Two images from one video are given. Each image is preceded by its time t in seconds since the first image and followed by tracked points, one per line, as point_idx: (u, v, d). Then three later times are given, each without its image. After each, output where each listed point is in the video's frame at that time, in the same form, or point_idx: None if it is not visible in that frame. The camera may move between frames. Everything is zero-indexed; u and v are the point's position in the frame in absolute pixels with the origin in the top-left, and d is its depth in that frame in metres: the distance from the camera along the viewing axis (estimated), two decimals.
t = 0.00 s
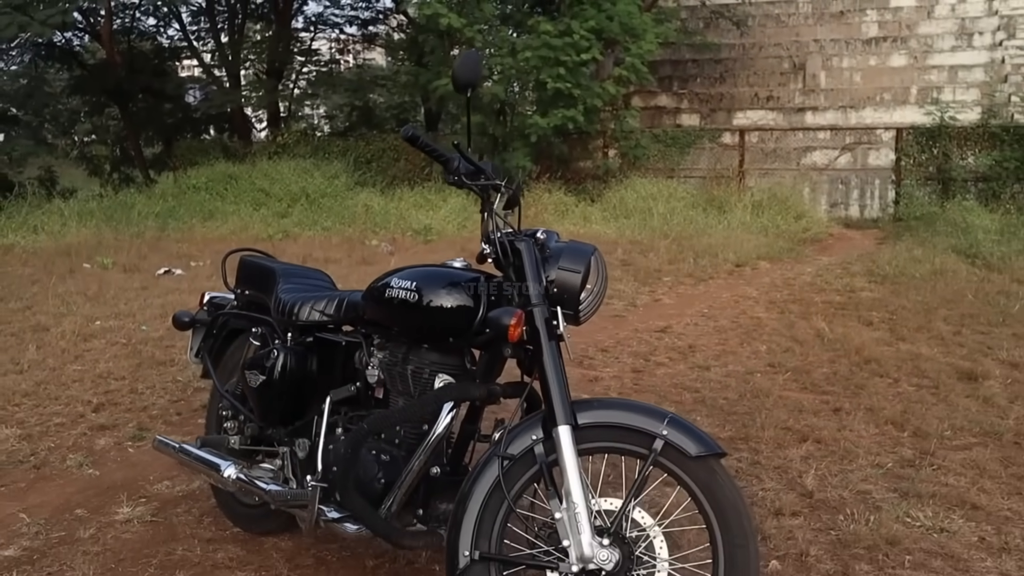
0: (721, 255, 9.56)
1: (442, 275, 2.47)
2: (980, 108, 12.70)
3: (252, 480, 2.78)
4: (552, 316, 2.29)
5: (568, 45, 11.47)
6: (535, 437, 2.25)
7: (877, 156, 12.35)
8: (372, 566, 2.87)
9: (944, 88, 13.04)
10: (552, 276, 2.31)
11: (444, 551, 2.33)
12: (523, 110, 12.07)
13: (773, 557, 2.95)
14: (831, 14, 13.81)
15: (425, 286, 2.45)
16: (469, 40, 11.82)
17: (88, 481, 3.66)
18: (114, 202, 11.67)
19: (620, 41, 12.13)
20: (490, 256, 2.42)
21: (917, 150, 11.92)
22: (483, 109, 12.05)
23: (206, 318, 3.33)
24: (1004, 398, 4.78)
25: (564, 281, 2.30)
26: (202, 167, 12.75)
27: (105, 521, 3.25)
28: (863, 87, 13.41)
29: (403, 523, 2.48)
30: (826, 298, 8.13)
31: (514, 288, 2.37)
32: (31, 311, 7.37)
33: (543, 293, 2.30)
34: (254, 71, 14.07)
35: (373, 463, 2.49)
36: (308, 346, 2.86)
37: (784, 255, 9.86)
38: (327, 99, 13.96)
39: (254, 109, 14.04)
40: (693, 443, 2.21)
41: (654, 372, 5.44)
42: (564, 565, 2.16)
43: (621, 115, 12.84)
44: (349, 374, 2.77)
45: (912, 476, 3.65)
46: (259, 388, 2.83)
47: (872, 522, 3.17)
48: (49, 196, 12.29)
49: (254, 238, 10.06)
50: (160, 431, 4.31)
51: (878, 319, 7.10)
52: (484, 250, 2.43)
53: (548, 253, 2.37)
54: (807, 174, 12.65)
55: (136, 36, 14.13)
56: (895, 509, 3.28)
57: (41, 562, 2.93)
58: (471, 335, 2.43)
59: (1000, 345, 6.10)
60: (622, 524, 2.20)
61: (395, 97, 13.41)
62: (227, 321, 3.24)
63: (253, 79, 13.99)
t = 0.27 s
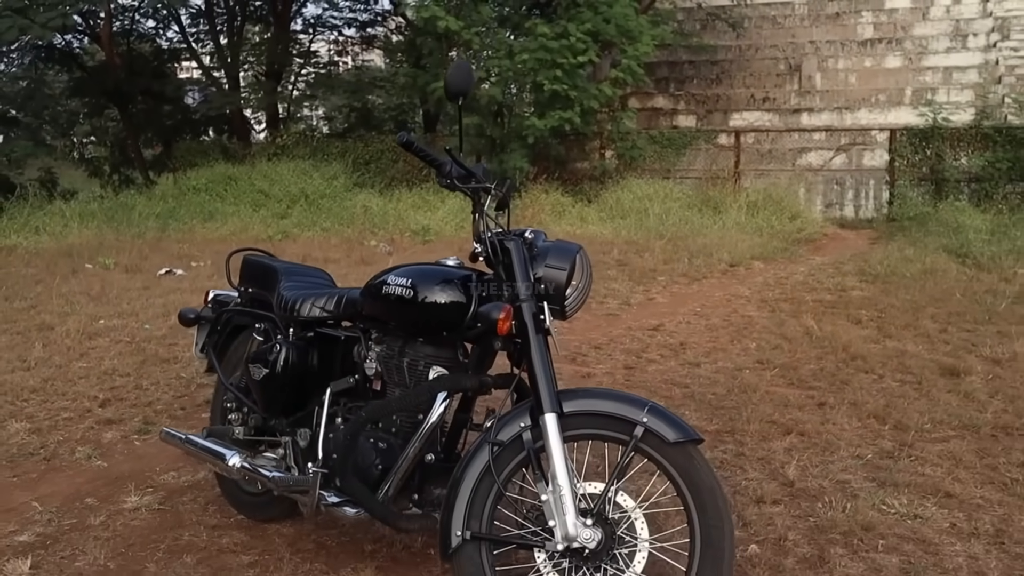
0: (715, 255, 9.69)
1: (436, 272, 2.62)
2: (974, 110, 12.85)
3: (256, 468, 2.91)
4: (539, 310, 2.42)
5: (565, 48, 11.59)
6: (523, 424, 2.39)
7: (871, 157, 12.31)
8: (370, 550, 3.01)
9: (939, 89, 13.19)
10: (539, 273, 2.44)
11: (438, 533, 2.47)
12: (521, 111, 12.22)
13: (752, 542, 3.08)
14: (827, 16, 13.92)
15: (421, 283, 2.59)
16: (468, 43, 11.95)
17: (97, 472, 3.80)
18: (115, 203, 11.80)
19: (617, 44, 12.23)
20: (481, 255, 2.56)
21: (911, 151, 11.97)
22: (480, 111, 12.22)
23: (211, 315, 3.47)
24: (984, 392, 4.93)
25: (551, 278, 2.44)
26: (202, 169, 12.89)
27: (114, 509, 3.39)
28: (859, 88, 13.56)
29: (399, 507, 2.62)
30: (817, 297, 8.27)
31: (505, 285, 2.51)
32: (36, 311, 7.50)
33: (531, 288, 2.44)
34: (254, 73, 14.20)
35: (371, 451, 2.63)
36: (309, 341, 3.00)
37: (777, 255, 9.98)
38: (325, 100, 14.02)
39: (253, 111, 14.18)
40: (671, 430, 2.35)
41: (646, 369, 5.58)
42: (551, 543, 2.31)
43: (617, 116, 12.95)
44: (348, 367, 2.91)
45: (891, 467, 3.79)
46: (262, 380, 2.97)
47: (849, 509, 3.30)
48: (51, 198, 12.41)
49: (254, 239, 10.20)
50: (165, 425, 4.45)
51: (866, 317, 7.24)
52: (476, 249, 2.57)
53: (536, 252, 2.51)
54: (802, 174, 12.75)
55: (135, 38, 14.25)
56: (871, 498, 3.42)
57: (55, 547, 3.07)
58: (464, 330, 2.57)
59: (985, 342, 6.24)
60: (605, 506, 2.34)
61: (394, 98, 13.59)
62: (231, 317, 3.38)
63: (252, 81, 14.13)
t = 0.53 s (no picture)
0: (710, 256, 9.87)
1: (436, 267, 2.79)
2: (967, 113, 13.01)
3: (265, 453, 3.08)
4: (533, 303, 2.59)
5: (562, 51, 11.75)
6: (519, 409, 2.57)
7: (865, 160, 12.30)
8: (374, 532, 3.18)
9: (933, 92, 13.38)
10: (533, 269, 2.61)
11: (439, 512, 2.64)
12: (519, 113, 12.39)
13: (735, 525, 3.25)
14: (822, 19, 14.17)
15: (422, 278, 2.76)
16: (467, 45, 12.14)
17: (111, 462, 3.97)
18: (116, 204, 11.96)
19: (614, 47, 12.39)
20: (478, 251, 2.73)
21: (904, 153, 12.10)
22: (477, 114, 12.44)
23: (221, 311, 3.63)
24: (965, 387, 5.10)
25: (544, 273, 2.60)
26: (203, 171, 13.04)
27: (130, 495, 3.56)
28: (853, 90, 13.74)
29: (402, 489, 2.80)
30: (808, 297, 8.45)
31: (501, 280, 2.67)
32: (42, 310, 7.66)
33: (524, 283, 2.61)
34: (254, 75, 14.38)
35: (375, 436, 2.81)
36: (317, 334, 3.17)
37: (771, 256, 10.15)
38: (324, 101, 14.18)
39: (253, 113, 14.34)
40: (656, 415, 2.52)
41: (639, 365, 5.76)
42: (545, 519, 2.48)
43: (614, 118, 13.12)
44: (352, 359, 3.08)
45: (871, 456, 3.97)
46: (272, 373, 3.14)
47: (828, 495, 3.48)
48: (53, 199, 12.56)
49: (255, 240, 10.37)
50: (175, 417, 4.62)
51: (855, 315, 7.42)
52: (473, 246, 2.74)
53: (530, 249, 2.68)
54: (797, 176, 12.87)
55: (135, 40, 14.40)
56: (849, 485, 3.60)
57: (75, 530, 3.24)
58: (463, 322, 2.75)
59: (969, 339, 6.42)
60: (594, 486, 2.51)
61: (392, 100, 13.79)
62: (241, 313, 3.55)
63: (252, 83, 14.30)
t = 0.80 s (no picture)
0: (706, 256, 10.03)
1: (440, 263, 2.94)
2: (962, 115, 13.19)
3: (276, 440, 3.24)
4: (532, 296, 2.75)
5: (560, 53, 11.90)
6: (518, 396, 2.73)
7: (861, 161, 12.40)
8: (380, 516, 3.34)
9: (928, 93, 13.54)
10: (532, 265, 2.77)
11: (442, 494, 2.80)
12: (518, 114, 12.54)
13: (724, 509, 3.42)
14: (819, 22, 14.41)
15: (427, 274, 2.91)
16: (467, 48, 12.31)
17: (126, 451, 4.13)
18: (120, 205, 12.11)
19: (612, 50, 12.55)
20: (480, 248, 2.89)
21: (899, 155, 12.27)
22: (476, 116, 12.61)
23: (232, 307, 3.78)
24: (950, 381, 5.27)
25: (543, 269, 2.76)
26: (205, 172, 13.20)
27: (145, 482, 3.72)
28: (849, 92, 13.91)
29: (408, 473, 2.96)
30: (802, 296, 8.61)
31: (501, 275, 2.84)
32: (50, 308, 7.82)
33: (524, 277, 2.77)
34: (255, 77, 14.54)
35: (382, 423, 2.97)
36: (326, 327, 3.32)
37: (767, 256, 10.31)
38: (323, 103, 14.35)
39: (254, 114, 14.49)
40: (647, 401, 2.68)
41: (634, 361, 5.92)
42: (542, 499, 2.65)
43: (612, 120, 13.29)
44: (359, 351, 3.24)
45: (856, 446, 4.13)
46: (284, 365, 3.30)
47: (813, 482, 3.64)
48: (57, 200, 12.71)
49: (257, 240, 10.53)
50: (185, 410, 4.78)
51: (847, 314, 7.58)
52: (475, 244, 2.90)
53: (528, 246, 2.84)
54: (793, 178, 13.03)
55: (137, 42, 14.56)
56: (833, 473, 3.76)
57: (95, 514, 3.40)
58: (465, 316, 2.90)
59: (956, 337, 6.58)
60: (589, 468, 2.67)
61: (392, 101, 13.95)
62: (252, 308, 3.70)
63: (253, 85, 14.46)
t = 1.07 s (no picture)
0: (703, 254, 10.20)
1: (441, 257, 3.11)
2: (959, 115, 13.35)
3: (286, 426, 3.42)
4: (528, 289, 2.92)
5: (559, 54, 12.05)
6: (514, 381, 2.90)
7: (858, 160, 12.55)
8: (384, 499, 3.51)
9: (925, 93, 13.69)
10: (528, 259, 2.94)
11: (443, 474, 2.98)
12: (517, 114, 12.71)
13: (710, 492, 3.59)
14: (817, 23, 14.57)
15: (428, 267, 3.08)
16: (467, 49, 12.48)
17: (140, 440, 4.30)
18: (125, 204, 12.28)
19: (610, 51, 12.71)
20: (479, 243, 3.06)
21: (894, 155, 12.42)
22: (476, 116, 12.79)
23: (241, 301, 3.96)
24: (935, 374, 5.45)
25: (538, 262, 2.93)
26: (207, 172, 13.37)
27: (159, 468, 3.90)
28: (846, 91, 14.06)
29: (410, 456, 3.13)
30: (795, 293, 8.78)
31: (498, 269, 3.01)
32: (58, 306, 7.98)
33: (520, 271, 2.94)
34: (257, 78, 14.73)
35: (386, 408, 3.14)
36: (332, 319, 3.50)
37: (763, 255, 10.48)
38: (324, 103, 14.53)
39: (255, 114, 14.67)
40: (634, 387, 2.85)
41: (630, 355, 6.10)
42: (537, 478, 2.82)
43: (611, 121, 13.46)
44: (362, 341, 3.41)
45: (840, 435, 4.30)
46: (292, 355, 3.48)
47: (796, 467, 3.82)
48: (62, 199, 12.88)
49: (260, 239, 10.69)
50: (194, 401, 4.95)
51: (838, 310, 7.75)
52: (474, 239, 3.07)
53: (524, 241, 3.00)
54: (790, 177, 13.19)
55: (140, 43, 14.74)
56: (816, 459, 3.93)
57: (112, 497, 3.58)
58: (465, 307, 3.07)
59: (944, 332, 6.75)
60: (581, 449, 2.85)
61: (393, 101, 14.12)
62: (260, 302, 3.88)
63: (255, 86, 14.63)
